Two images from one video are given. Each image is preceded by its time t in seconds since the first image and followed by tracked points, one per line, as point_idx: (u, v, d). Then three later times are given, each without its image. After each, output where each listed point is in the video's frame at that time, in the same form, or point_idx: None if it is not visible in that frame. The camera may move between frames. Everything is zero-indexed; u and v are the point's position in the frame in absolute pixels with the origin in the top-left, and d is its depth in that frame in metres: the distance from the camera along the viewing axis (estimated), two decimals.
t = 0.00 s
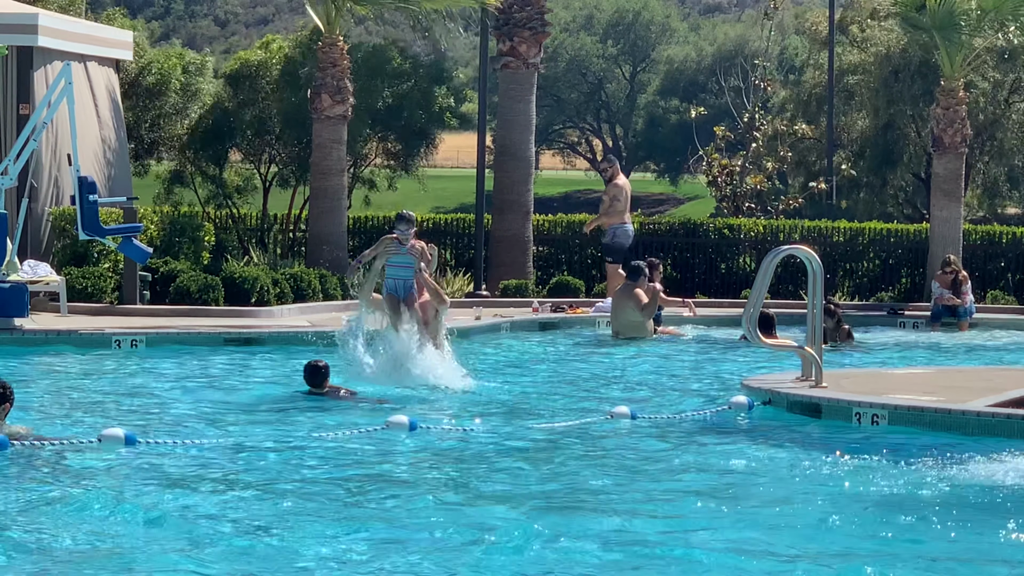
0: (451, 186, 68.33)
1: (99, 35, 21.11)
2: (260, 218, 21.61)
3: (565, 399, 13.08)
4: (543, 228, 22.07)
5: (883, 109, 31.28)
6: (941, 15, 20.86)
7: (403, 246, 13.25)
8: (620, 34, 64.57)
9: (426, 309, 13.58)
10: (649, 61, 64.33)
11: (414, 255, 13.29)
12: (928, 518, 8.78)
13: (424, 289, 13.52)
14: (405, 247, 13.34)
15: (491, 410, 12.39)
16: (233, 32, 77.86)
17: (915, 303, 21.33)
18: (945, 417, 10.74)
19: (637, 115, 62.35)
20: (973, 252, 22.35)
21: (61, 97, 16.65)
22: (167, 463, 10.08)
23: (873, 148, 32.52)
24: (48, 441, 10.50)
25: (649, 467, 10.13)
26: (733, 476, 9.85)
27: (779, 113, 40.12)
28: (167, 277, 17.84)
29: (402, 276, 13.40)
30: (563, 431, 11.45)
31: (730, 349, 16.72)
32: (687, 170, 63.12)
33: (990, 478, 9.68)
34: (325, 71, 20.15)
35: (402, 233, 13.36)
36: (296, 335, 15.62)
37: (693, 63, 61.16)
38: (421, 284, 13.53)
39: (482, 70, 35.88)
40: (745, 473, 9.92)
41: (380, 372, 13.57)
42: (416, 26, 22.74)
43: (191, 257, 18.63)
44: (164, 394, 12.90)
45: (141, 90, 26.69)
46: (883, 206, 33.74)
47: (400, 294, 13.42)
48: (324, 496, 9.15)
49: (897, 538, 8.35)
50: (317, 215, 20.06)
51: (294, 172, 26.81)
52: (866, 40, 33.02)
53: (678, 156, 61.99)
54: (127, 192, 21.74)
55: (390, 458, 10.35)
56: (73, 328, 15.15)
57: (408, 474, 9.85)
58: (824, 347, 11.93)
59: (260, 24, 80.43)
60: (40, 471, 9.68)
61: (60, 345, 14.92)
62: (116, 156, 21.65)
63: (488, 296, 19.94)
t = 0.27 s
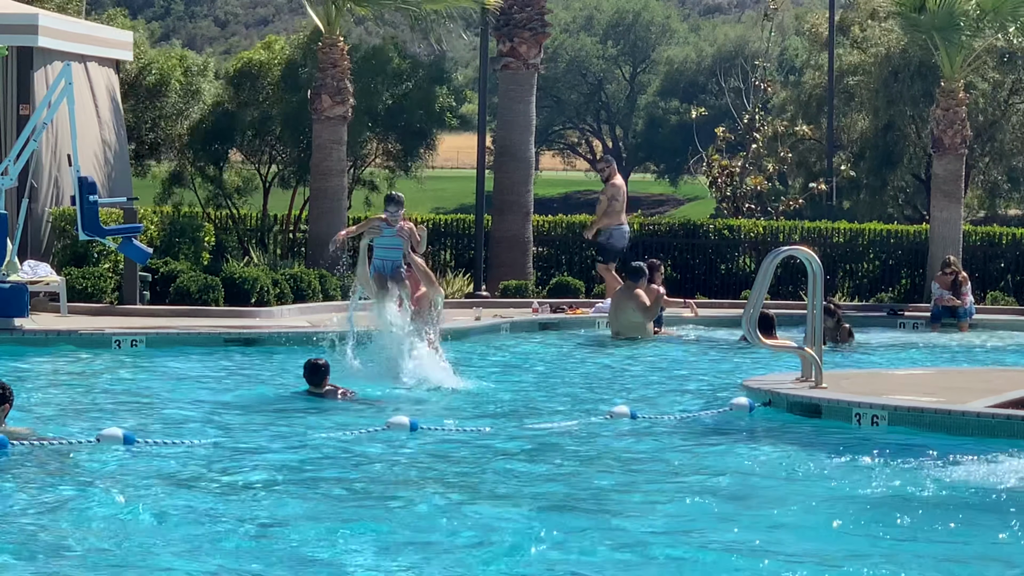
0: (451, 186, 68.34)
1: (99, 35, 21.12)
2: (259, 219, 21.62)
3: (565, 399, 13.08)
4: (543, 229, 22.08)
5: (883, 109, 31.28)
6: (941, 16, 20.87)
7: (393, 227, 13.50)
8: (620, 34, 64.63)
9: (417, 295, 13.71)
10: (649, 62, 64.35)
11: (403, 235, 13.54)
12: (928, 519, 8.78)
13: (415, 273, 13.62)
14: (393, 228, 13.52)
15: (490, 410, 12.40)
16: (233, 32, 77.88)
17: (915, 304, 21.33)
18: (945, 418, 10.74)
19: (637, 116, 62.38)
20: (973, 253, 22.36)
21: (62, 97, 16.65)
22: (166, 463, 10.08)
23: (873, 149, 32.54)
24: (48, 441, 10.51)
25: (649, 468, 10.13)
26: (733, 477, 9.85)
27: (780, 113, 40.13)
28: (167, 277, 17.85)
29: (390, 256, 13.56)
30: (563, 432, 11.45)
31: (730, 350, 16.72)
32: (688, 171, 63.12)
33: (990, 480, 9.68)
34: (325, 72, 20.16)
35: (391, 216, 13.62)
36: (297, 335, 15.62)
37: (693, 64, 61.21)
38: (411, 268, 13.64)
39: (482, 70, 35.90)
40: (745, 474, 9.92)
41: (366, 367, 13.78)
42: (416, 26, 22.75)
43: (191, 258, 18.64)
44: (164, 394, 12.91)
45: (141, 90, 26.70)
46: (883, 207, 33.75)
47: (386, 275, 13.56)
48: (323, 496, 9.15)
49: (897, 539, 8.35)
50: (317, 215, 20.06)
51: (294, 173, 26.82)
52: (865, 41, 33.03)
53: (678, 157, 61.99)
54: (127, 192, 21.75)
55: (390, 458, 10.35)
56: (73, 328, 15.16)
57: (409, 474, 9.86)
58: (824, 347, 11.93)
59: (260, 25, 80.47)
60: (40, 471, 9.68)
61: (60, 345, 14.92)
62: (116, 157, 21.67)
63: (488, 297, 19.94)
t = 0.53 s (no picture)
0: (451, 187, 68.34)
1: (99, 35, 21.11)
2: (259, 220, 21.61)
3: (565, 400, 13.07)
4: (542, 229, 22.08)
5: (882, 110, 31.28)
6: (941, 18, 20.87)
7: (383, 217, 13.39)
8: (619, 35, 64.64)
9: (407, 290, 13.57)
10: (648, 63, 64.38)
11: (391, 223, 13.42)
12: (927, 520, 8.77)
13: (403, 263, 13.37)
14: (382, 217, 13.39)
15: (489, 411, 12.40)
16: (232, 33, 77.91)
17: (914, 305, 21.33)
18: (944, 419, 10.73)
19: (637, 117, 62.40)
20: (972, 254, 22.35)
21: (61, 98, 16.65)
22: (165, 463, 10.08)
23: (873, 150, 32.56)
24: (46, 441, 10.51)
25: (648, 469, 10.13)
26: (732, 477, 9.84)
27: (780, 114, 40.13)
28: (166, 278, 17.86)
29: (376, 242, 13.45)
30: (562, 433, 11.45)
31: (730, 351, 16.72)
32: (687, 172, 63.11)
33: (989, 481, 9.67)
34: (325, 73, 20.16)
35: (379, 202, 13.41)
36: (296, 336, 15.62)
37: (693, 65, 61.24)
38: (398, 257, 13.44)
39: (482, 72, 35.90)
40: (745, 475, 9.91)
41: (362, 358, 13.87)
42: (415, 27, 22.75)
43: (191, 258, 18.64)
44: (162, 395, 12.90)
45: (140, 91, 26.70)
46: (882, 208, 33.75)
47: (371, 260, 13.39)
48: (322, 497, 9.14)
49: (897, 540, 8.34)
50: (316, 216, 20.05)
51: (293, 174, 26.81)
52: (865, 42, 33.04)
53: (677, 158, 61.99)
54: (126, 192, 21.76)
55: (389, 459, 10.35)
56: (72, 329, 15.15)
57: (407, 475, 9.85)
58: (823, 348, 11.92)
59: (260, 25, 80.50)
60: (38, 472, 9.68)
61: (59, 345, 14.92)
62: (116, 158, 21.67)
63: (487, 297, 19.94)
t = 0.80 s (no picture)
0: (450, 187, 68.34)
1: (98, 35, 21.11)
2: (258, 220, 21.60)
3: (564, 400, 13.08)
4: (542, 230, 22.08)
5: (882, 111, 31.28)
6: (940, 18, 20.89)
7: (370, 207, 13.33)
8: (619, 35, 64.65)
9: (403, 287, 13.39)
10: (648, 63, 64.41)
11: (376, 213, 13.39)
12: (927, 521, 8.78)
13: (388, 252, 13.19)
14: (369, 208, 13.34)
15: (489, 411, 12.40)
16: (232, 33, 77.92)
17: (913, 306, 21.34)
18: (944, 420, 10.74)
19: (637, 117, 62.41)
20: (972, 254, 22.36)
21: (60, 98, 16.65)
22: (164, 463, 10.08)
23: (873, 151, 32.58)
24: (45, 441, 10.51)
25: (647, 469, 10.13)
26: (732, 478, 9.85)
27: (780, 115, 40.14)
28: (165, 278, 17.88)
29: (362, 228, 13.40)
30: (562, 433, 11.45)
31: (729, 351, 16.74)
32: (687, 173, 63.12)
33: (988, 481, 9.67)
34: (324, 73, 20.15)
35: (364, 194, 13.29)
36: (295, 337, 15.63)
37: (693, 65, 61.25)
38: (386, 245, 13.30)
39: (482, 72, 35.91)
40: (744, 476, 9.91)
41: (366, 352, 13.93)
42: (415, 27, 22.75)
43: (190, 258, 18.64)
44: (162, 395, 12.90)
45: (140, 91, 26.69)
46: (882, 209, 33.77)
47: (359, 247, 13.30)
48: (321, 497, 9.15)
49: (896, 540, 8.35)
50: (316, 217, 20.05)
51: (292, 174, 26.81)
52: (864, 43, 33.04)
53: (677, 158, 61.99)
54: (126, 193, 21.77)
55: (388, 459, 10.35)
56: (71, 329, 15.14)
57: (407, 475, 9.86)
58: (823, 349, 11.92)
59: (260, 25, 80.53)
60: (38, 471, 9.68)
61: (58, 346, 14.91)
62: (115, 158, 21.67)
63: (487, 298, 19.95)
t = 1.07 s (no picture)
0: (450, 188, 68.32)
1: (98, 35, 21.09)
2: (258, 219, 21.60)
3: (564, 400, 13.07)
4: (541, 230, 22.08)
5: (882, 110, 31.29)
6: (941, 18, 20.90)
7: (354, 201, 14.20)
8: (619, 35, 64.67)
9: (396, 292, 13.12)
10: (647, 64, 64.44)
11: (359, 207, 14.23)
12: (927, 521, 8.78)
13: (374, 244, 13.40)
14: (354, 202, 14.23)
15: (488, 411, 12.40)
16: (232, 32, 77.91)
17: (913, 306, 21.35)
18: (944, 420, 10.74)
19: (636, 117, 62.42)
20: (971, 255, 22.36)
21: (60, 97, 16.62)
22: (165, 463, 10.07)
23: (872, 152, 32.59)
24: (45, 440, 10.49)
25: (647, 469, 10.13)
26: (733, 478, 9.85)
27: (780, 115, 40.13)
28: (165, 278, 17.89)
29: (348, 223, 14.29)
30: (562, 433, 11.44)
31: (729, 351, 16.73)
32: (687, 173, 63.13)
33: (988, 482, 9.67)
34: (325, 73, 20.16)
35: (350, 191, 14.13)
36: (295, 336, 15.64)
37: (693, 65, 61.27)
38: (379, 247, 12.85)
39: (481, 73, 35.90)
40: (745, 476, 9.91)
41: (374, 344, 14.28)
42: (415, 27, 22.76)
43: (190, 258, 18.63)
44: (161, 395, 12.88)
45: (140, 90, 26.68)
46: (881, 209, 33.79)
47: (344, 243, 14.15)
48: (321, 497, 9.14)
49: (898, 541, 8.35)
50: (315, 216, 20.05)
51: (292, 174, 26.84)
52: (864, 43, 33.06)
53: (677, 159, 61.99)
54: (125, 193, 21.78)
55: (389, 459, 10.35)
56: (70, 328, 15.12)
57: (407, 474, 9.87)
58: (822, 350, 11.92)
59: (260, 25, 80.49)
60: (38, 471, 9.66)
61: (57, 345, 14.89)
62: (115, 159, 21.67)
63: (486, 298, 19.95)
